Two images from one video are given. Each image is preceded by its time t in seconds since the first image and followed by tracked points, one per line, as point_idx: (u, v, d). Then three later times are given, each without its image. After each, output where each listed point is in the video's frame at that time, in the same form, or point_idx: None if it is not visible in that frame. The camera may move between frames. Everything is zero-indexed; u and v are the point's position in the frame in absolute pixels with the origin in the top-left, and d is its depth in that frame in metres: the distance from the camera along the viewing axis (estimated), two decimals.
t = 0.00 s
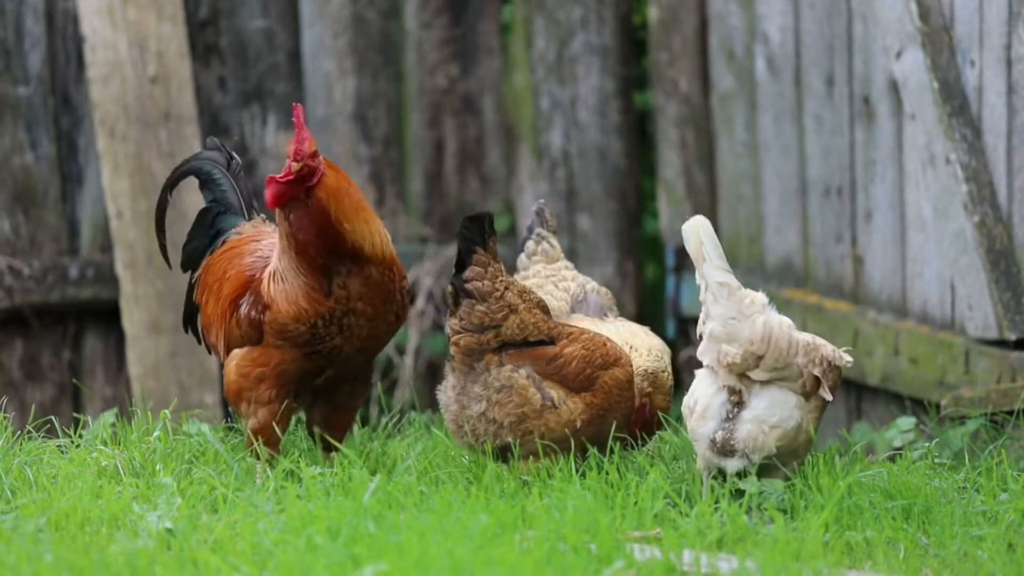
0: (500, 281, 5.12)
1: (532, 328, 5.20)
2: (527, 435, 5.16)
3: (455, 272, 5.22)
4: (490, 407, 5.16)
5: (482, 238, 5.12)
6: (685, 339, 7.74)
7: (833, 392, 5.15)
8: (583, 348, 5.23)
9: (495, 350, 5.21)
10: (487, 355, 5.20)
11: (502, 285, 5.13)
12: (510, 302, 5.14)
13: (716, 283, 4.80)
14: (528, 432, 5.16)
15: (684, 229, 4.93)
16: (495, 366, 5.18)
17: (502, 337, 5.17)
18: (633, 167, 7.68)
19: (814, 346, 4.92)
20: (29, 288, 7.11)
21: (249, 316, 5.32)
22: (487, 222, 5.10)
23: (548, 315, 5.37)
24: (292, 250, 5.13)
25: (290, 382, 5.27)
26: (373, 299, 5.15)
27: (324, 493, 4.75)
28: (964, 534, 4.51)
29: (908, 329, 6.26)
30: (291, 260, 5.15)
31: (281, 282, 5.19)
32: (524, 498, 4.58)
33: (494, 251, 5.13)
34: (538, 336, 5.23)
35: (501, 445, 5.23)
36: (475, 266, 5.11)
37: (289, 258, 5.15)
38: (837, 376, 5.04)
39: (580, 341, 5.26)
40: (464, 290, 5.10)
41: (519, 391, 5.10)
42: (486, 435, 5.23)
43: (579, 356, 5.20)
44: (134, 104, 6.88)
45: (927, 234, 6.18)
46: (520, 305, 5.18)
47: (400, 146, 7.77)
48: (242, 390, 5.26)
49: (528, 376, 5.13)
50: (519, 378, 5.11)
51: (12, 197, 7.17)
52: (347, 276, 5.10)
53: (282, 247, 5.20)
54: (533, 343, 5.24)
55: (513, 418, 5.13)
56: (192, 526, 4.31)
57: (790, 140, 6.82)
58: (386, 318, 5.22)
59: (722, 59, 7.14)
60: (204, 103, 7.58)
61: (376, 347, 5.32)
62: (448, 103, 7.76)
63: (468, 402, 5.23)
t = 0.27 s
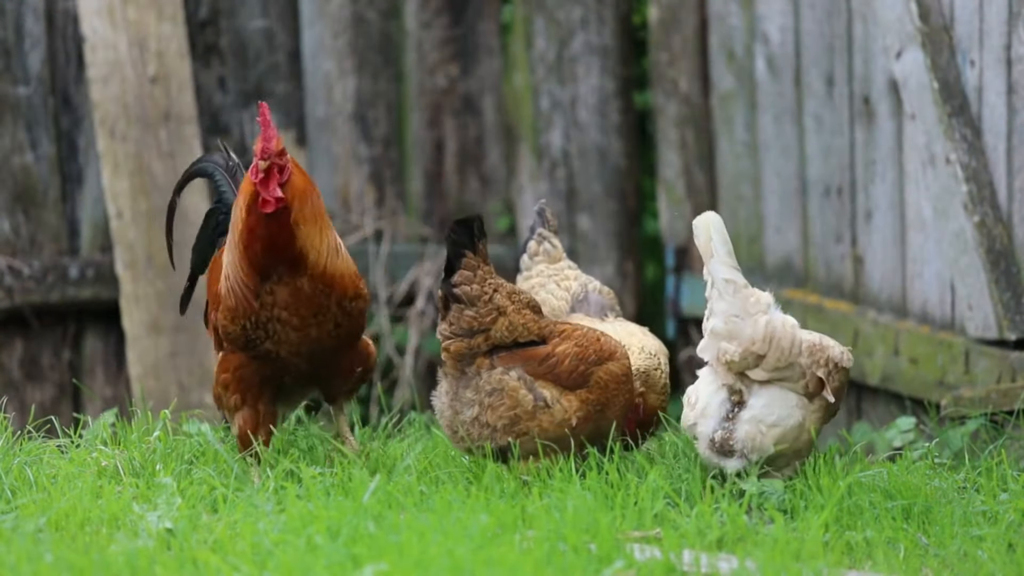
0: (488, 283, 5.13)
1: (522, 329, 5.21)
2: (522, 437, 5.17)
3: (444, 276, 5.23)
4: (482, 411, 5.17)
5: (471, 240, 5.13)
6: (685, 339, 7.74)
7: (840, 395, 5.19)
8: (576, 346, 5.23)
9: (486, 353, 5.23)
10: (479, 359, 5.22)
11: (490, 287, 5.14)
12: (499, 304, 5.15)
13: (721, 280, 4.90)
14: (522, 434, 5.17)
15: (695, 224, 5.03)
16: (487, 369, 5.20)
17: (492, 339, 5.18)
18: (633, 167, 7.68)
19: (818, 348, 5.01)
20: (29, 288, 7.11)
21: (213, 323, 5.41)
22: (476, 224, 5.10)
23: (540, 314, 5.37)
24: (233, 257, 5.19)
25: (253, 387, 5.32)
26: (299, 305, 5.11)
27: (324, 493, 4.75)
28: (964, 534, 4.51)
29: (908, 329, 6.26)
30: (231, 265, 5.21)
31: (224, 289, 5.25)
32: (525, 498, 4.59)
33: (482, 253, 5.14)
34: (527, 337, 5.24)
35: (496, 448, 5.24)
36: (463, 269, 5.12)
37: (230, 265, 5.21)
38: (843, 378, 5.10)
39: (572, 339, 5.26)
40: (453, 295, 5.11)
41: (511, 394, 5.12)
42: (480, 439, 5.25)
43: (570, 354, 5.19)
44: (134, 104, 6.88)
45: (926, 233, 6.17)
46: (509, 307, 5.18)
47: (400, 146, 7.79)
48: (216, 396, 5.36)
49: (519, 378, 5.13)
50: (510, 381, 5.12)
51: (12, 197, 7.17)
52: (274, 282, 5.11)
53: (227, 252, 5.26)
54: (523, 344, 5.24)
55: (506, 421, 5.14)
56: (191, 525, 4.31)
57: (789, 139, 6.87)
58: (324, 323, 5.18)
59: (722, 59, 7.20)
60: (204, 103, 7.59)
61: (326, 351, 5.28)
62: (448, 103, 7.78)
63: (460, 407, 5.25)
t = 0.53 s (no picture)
0: (483, 281, 5.12)
1: (515, 327, 5.19)
2: (509, 436, 5.18)
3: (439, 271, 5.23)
4: (471, 408, 5.16)
5: (467, 237, 5.12)
6: (685, 338, 7.80)
7: (843, 396, 5.17)
8: (569, 346, 5.23)
9: (478, 349, 5.20)
10: (469, 354, 5.19)
11: (485, 284, 5.13)
12: (493, 302, 5.14)
13: (715, 282, 5.02)
14: (510, 433, 5.18)
15: (695, 226, 5.14)
16: (478, 365, 5.17)
17: (482, 336, 5.16)
18: (633, 167, 7.70)
19: (817, 349, 4.99)
20: (29, 288, 7.12)
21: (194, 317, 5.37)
22: (474, 220, 5.11)
23: (533, 312, 5.36)
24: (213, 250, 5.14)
25: (227, 385, 5.28)
26: (259, 307, 5.03)
27: (324, 493, 4.76)
28: (964, 534, 4.51)
29: (908, 329, 6.25)
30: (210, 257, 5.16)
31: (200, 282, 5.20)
32: (525, 497, 4.60)
33: (477, 249, 5.13)
34: (520, 335, 5.22)
35: (483, 445, 5.25)
36: (458, 265, 5.11)
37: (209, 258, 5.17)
38: (848, 375, 5.05)
39: (565, 338, 5.26)
40: (447, 289, 5.11)
41: (501, 391, 5.12)
42: (467, 436, 5.25)
43: (562, 355, 5.20)
44: (134, 104, 6.86)
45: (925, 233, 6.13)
46: (504, 305, 5.17)
47: (400, 146, 7.84)
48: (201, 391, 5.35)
49: (511, 376, 5.13)
50: (501, 379, 5.12)
51: (12, 197, 7.18)
52: (239, 280, 5.03)
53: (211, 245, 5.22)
54: (515, 341, 5.22)
55: (495, 419, 5.14)
56: (191, 525, 4.32)
57: (790, 138, 6.93)
58: (287, 327, 5.09)
59: (722, 60, 7.33)
60: (204, 103, 7.55)
61: (293, 355, 5.20)
62: (448, 103, 7.88)
63: (449, 402, 5.23)
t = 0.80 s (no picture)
0: (482, 277, 5.18)
1: (516, 321, 5.24)
2: (517, 426, 5.17)
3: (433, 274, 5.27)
4: (476, 401, 5.15)
5: (462, 236, 5.24)
6: (685, 338, 7.81)
7: (846, 399, 5.27)
8: (567, 338, 5.33)
9: (479, 345, 5.21)
10: (471, 350, 5.19)
11: (484, 282, 5.21)
12: (493, 297, 5.20)
13: (711, 285, 5.08)
14: (518, 424, 5.17)
15: (689, 229, 5.20)
16: (480, 360, 5.18)
17: (485, 330, 5.18)
18: (633, 167, 7.70)
19: (814, 347, 5.10)
20: (29, 288, 7.13)
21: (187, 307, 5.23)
22: (465, 220, 5.22)
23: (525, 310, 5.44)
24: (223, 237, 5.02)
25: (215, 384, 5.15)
26: (256, 305, 4.92)
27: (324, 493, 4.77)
28: (964, 534, 4.51)
29: (908, 329, 6.25)
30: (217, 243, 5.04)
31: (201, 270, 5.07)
32: (524, 497, 4.60)
33: (474, 249, 5.20)
34: (520, 330, 5.27)
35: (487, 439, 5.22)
36: (455, 263, 5.17)
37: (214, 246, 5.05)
38: (850, 375, 5.14)
39: (560, 332, 5.36)
40: (446, 286, 5.14)
41: (506, 385, 5.13)
42: (471, 431, 5.21)
43: (561, 347, 5.28)
44: (134, 104, 6.86)
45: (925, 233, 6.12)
46: (502, 300, 5.23)
47: (400, 146, 7.83)
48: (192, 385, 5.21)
49: (514, 367, 5.16)
50: (506, 370, 5.14)
51: (12, 197, 7.19)
52: (239, 275, 4.91)
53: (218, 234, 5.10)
54: (516, 336, 5.26)
55: (501, 410, 5.14)
56: (191, 526, 4.32)
57: (790, 138, 6.94)
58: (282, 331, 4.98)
59: (722, 60, 7.34)
60: (204, 103, 7.58)
61: (287, 359, 5.08)
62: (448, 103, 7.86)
63: (452, 398, 5.21)
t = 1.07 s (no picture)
0: (491, 278, 5.18)
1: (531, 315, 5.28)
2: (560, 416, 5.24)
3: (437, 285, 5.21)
4: (515, 404, 5.19)
5: (461, 241, 5.18)
6: (685, 338, 7.82)
7: (853, 404, 5.45)
8: (570, 326, 5.44)
9: (500, 347, 5.21)
10: (495, 352, 5.19)
11: (494, 283, 5.20)
12: (505, 296, 5.20)
13: (715, 288, 5.22)
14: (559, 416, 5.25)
15: (691, 234, 5.37)
16: (506, 362, 5.21)
17: (507, 330, 5.18)
18: (633, 167, 7.71)
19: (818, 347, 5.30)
20: (29, 288, 7.13)
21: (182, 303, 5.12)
22: (462, 226, 5.18)
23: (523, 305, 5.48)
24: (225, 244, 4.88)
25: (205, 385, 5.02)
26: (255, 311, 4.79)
27: (324, 493, 4.77)
28: (964, 534, 4.51)
29: (908, 329, 6.25)
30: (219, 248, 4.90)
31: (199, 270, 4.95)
32: (524, 497, 4.61)
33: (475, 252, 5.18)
34: (535, 324, 5.31)
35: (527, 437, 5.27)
36: (462, 268, 5.13)
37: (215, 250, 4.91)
38: (855, 380, 5.35)
39: (563, 322, 5.45)
40: (459, 292, 5.11)
41: (540, 380, 5.20)
42: (511, 435, 5.25)
43: (570, 335, 5.38)
44: (134, 104, 6.86)
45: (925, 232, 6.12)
46: (513, 297, 5.24)
47: (400, 146, 7.83)
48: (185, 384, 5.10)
49: (540, 361, 5.23)
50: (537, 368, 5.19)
51: (12, 197, 7.19)
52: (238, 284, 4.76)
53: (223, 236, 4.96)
54: (534, 330, 5.30)
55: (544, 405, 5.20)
56: (190, 525, 4.33)
57: (790, 138, 6.94)
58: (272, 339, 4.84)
59: (722, 60, 7.34)
60: (204, 103, 7.56)
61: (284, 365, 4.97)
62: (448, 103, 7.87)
63: (486, 405, 5.21)
